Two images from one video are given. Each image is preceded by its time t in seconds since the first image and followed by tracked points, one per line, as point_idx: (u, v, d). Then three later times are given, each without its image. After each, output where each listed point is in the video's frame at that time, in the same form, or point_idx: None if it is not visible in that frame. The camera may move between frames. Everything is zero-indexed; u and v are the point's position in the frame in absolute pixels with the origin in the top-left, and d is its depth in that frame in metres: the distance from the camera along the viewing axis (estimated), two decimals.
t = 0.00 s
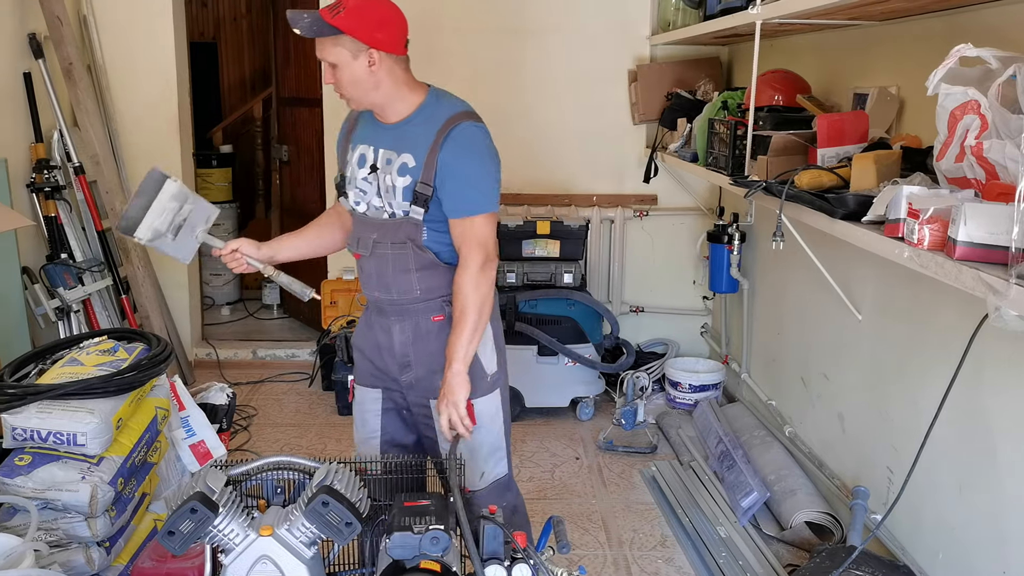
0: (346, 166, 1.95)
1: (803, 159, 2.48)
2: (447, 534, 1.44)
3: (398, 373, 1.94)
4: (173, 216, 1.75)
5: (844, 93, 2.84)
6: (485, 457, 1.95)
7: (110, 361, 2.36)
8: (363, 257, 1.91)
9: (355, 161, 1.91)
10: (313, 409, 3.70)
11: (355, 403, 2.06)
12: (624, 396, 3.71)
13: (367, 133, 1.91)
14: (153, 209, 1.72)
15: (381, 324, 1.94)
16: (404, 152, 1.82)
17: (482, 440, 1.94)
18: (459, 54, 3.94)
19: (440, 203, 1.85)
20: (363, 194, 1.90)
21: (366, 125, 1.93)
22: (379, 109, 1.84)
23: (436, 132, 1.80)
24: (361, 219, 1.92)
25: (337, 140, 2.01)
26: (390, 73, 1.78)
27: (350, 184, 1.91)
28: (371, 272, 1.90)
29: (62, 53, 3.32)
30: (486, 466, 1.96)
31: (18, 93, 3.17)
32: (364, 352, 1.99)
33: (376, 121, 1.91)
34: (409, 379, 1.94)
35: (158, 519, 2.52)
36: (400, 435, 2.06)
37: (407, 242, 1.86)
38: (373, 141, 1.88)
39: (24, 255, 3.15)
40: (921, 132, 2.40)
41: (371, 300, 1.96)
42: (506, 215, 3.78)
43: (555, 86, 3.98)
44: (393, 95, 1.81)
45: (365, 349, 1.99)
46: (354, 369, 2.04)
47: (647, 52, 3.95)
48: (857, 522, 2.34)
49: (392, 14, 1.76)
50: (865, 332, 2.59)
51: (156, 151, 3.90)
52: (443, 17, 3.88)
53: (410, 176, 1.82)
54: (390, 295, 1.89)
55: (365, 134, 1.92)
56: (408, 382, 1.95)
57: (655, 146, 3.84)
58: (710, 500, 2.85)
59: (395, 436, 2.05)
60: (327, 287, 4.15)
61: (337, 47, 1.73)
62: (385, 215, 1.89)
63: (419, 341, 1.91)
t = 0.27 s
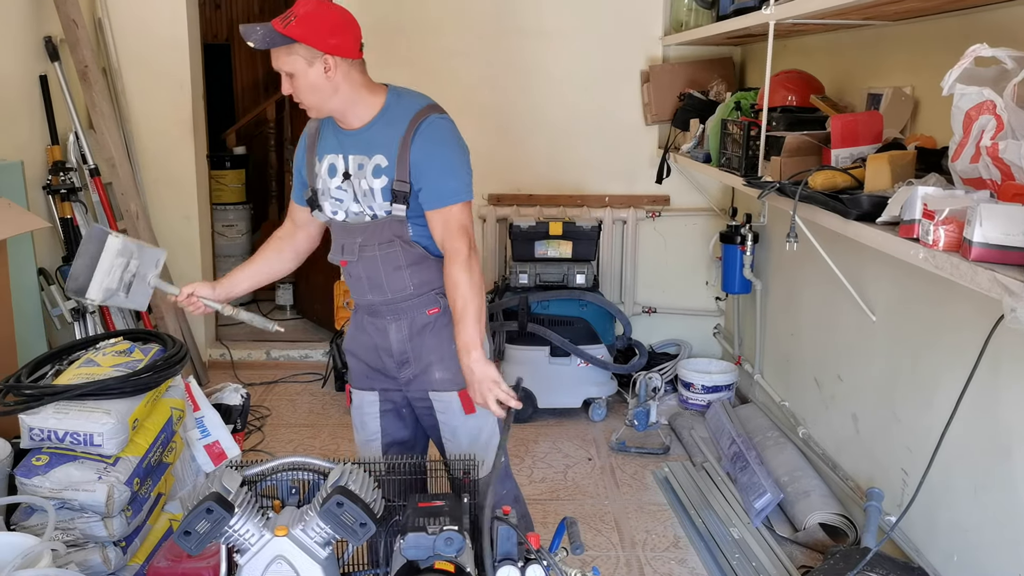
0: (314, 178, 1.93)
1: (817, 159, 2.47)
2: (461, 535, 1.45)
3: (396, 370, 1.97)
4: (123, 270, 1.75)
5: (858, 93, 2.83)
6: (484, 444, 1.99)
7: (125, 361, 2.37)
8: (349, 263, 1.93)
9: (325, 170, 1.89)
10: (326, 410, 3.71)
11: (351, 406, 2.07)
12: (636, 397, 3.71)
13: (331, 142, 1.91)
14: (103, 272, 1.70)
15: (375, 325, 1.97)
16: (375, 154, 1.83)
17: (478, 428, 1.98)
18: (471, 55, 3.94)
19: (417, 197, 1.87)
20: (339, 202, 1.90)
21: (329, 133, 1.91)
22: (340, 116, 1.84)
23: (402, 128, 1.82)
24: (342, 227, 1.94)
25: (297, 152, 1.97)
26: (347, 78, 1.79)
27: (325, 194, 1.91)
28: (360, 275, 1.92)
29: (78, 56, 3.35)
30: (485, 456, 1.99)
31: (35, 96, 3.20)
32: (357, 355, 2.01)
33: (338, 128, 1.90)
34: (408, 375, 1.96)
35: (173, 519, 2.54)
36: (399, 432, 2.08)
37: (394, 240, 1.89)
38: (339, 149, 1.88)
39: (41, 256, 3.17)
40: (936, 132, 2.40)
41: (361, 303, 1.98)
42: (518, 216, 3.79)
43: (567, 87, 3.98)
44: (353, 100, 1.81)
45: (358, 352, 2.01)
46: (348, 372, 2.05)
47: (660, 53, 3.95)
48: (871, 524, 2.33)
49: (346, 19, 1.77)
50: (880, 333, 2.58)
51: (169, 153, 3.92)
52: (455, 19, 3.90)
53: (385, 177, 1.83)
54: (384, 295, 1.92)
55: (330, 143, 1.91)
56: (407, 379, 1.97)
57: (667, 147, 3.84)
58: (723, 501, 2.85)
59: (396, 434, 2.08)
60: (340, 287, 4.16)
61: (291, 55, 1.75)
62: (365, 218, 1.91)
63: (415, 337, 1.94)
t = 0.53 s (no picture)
0: (299, 187, 1.94)
1: (827, 161, 2.46)
2: (470, 536, 1.45)
3: (396, 370, 1.98)
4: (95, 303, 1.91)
5: (868, 94, 2.82)
6: (485, 440, 2.01)
7: (136, 362, 2.38)
8: (345, 268, 1.93)
9: (311, 179, 1.90)
10: (335, 411, 3.72)
11: (353, 410, 2.08)
12: (645, 398, 3.71)
13: (313, 150, 1.91)
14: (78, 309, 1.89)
15: (374, 327, 1.98)
16: (360, 155, 1.84)
17: (479, 424, 1.99)
18: (479, 56, 3.94)
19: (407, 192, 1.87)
20: (328, 209, 1.91)
21: (311, 142, 1.92)
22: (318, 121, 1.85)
23: (383, 127, 1.83)
24: (333, 232, 1.94)
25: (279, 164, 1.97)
26: (323, 83, 1.80)
27: (313, 204, 1.91)
28: (356, 278, 1.92)
29: (88, 58, 3.36)
30: (487, 448, 2.02)
31: (45, 98, 3.21)
32: (357, 359, 2.02)
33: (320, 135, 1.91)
34: (409, 374, 1.98)
35: (183, 519, 2.55)
36: (402, 434, 2.09)
37: (389, 239, 1.90)
38: (323, 156, 1.88)
39: (51, 257, 3.19)
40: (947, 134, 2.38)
41: (357, 306, 1.99)
42: (526, 217, 3.79)
43: (575, 88, 3.99)
44: (330, 104, 1.82)
45: (357, 356, 2.01)
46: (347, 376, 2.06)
47: (668, 54, 3.95)
48: (880, 526, 2.33)
49: (318, 24, 1.78)
50: (889, 335, 2.57)
51: (178, 154, 3.94)
52: (463, 21, 3.90)
53: (373, 178, 1.84)
54: (382, 296, 1.93)
55: (312, 152, 1.91)
56: (407, 378, 1.99)
57: (676, 147, 3.84)
58: (731, 503, 2.85)
59: (399, 435, 2.08)
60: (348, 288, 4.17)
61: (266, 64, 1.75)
62: (356, 222, 1.91)
63: (415, 336, 1.95)
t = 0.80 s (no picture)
0: (294, 192, 1.94)
1: (832, 161, 2.45)
2: (475, 536, 1.45)
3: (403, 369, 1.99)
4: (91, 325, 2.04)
5: (874, 94, 2.82)
6: (491, 434, 2.02)
7: (141, 362, 2.43)
8: (346, 268, 1.92)
9: (306, 181, 1.90)
10: (340, 410, 3.72)
11: (358, 413, 2.08)
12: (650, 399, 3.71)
13: (305, 152, 1.91)
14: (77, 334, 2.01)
15: (378, 327, 1.98)
16: (356, 149, 1.84)
17: (484, 418, 2.01)
18: (484, 56, 3.95)
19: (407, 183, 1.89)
20: (326, 209, 1.91)
21: (302, 145, 1.92)
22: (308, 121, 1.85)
23: (377, 120, 1.84)
24: (332, 232, 1.93)
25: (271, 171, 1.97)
26: (313, 82, 1.80)
27: (309, 206, 1.92)
28: (359, 278, 1.91)
29: (95, 58, 3.37)
30: (490, 441, 2.02)
31: (52, 98, 3.23)
32: (360, 361, 2.02)
33: (310, 137, 1.91)
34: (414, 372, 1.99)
35: (188, 518, 2.55)
36: (408, 434, 2.09)
37: (390, 236, 1.89)
38: (317, 156, 1.88)
39: (58, 257, 3.20)
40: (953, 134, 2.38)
41: (360, 307, 1.98)
42: (531, 217, 3.79)
43: (580, 89, 3.99)
44: (321, 103, 1.83)
45: (360, 359, 2.01)
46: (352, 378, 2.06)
47: (674, 54, 3.95)
48: (886, 526, 2.32)
49: (305, 24, 1.79)
50: (896, 335, 2.57)
51: (183, 154, 3.95)
52: (468, 21, 3.91)
53: (370, 171, 1.84)
54: (384, 294, 1.93)
55: (304, 153, 1.91)
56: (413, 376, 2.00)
57: (681, 148, 3.84)
58: (736, 503, 2.84)
59: (405, 435, 2.09)
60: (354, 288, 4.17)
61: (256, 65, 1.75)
62: (356, 219, 1.91)
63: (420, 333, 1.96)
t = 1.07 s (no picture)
0: (292, 195, 1.94)
1: (835, 161, 2.45)
2: (476, 536, 1.45)
3: (407, 367, 1.99)
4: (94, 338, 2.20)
5: (876, 94, 2.81)
6: (495, 428, 2.03)
7: (142, 362, 2.45)
8: (349, 268, 1.93)
9: (303, 181, 1.90)
10: (342, 410, 3.72)
11: (363, 415, 2.08)
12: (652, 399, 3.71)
13: (299, 153, 1.91)
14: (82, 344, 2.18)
15: (381, 326, 1.98)
16: (353, 146, 1.84)
17: (488, 413, 2.00)
18: (486, 56, 3.95)
19: (406, 179, 1.89)
20: (324, 210, 1.92)
21: (296, 145, 1.91)
22: (303, 121, 1.85)
23: (374, 117, 1.84)
24: (332, 233, 1.94)
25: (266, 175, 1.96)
26: (308, 80, 1.81)
27: (308, 207, 1.92)
28: (362, 277, 1.92)
29: (98, 58, 3.38)
30: (493, 435, 2.03)
31: (55, 98, 3.23)
32: (363, 362, 2.02)
33: (304, 137, 1.90)
34: (419, 369, 1.99)
35: (190, 518, 2.56)
36: (412, 434, 2.09)
37: (393, 233, 1.90)
38: (313, 156, 1.88)
39: (61, 257, 3.20)
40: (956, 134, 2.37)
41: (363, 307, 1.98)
42: (533, 217, 3.79)
43: (582, 89, 3.99)
44: (318, 102, 1.83)
45: (363, 360, 2.01)
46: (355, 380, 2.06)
47: (676, 54, 3.94)
48: (888, 527, 2.32)
49: (297, 23, 1.80)
50: (898, 336, 2.56)
51: (185, 154, 3.95)
52: (470, 21, 3.91)
53: (369, 167, 1.85)
54: (388, 292, 1.93)
55: (299, 154, 1.90)
56: (418, 374, 2.00)
57: (683, 148, 3.84)
58: (738, 504, 2.84)
59: (409, 434, 2.09)
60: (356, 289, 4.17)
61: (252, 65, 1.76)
62: (356, 218, 1.92)
63: (424, 330, 1.97)
